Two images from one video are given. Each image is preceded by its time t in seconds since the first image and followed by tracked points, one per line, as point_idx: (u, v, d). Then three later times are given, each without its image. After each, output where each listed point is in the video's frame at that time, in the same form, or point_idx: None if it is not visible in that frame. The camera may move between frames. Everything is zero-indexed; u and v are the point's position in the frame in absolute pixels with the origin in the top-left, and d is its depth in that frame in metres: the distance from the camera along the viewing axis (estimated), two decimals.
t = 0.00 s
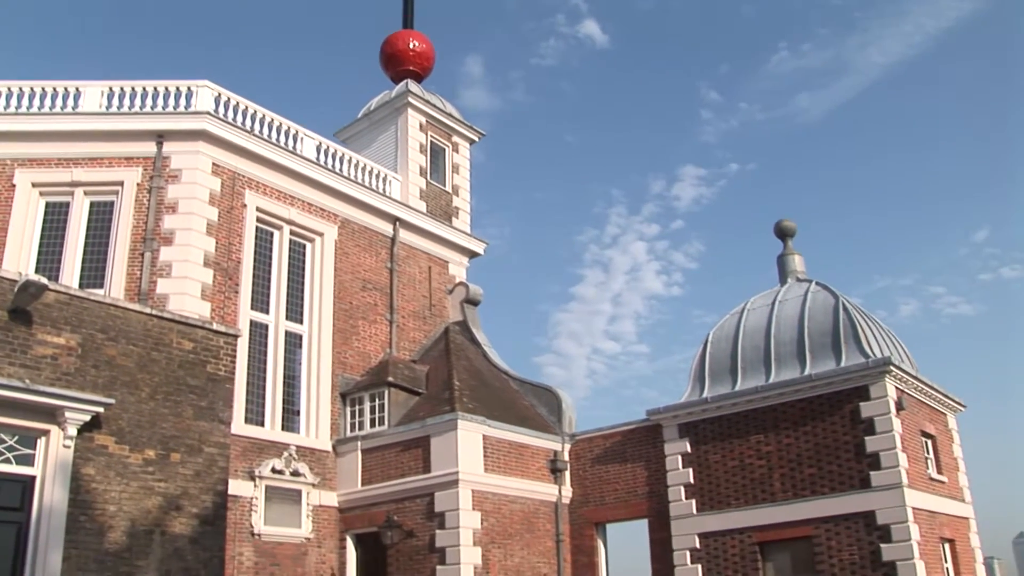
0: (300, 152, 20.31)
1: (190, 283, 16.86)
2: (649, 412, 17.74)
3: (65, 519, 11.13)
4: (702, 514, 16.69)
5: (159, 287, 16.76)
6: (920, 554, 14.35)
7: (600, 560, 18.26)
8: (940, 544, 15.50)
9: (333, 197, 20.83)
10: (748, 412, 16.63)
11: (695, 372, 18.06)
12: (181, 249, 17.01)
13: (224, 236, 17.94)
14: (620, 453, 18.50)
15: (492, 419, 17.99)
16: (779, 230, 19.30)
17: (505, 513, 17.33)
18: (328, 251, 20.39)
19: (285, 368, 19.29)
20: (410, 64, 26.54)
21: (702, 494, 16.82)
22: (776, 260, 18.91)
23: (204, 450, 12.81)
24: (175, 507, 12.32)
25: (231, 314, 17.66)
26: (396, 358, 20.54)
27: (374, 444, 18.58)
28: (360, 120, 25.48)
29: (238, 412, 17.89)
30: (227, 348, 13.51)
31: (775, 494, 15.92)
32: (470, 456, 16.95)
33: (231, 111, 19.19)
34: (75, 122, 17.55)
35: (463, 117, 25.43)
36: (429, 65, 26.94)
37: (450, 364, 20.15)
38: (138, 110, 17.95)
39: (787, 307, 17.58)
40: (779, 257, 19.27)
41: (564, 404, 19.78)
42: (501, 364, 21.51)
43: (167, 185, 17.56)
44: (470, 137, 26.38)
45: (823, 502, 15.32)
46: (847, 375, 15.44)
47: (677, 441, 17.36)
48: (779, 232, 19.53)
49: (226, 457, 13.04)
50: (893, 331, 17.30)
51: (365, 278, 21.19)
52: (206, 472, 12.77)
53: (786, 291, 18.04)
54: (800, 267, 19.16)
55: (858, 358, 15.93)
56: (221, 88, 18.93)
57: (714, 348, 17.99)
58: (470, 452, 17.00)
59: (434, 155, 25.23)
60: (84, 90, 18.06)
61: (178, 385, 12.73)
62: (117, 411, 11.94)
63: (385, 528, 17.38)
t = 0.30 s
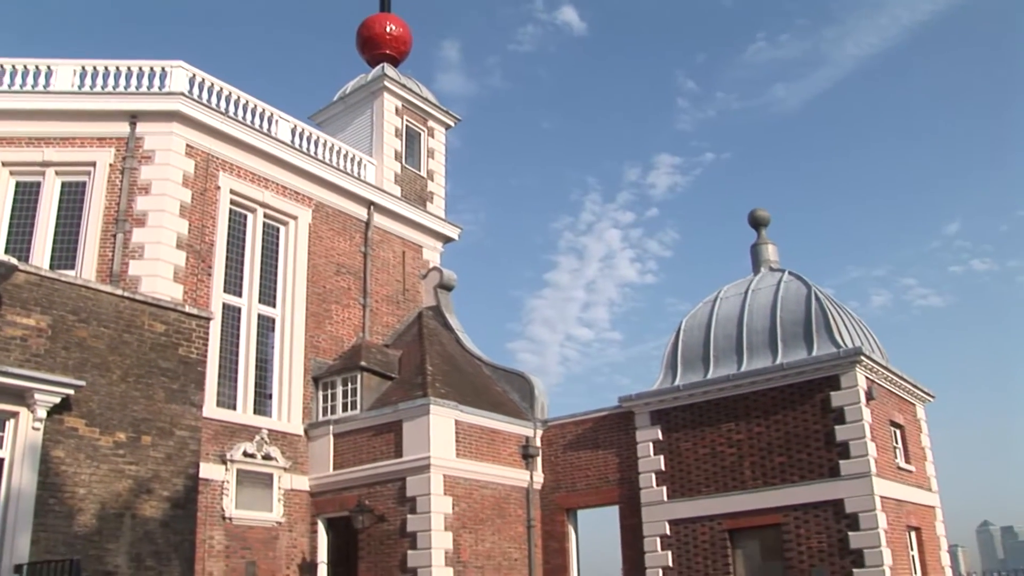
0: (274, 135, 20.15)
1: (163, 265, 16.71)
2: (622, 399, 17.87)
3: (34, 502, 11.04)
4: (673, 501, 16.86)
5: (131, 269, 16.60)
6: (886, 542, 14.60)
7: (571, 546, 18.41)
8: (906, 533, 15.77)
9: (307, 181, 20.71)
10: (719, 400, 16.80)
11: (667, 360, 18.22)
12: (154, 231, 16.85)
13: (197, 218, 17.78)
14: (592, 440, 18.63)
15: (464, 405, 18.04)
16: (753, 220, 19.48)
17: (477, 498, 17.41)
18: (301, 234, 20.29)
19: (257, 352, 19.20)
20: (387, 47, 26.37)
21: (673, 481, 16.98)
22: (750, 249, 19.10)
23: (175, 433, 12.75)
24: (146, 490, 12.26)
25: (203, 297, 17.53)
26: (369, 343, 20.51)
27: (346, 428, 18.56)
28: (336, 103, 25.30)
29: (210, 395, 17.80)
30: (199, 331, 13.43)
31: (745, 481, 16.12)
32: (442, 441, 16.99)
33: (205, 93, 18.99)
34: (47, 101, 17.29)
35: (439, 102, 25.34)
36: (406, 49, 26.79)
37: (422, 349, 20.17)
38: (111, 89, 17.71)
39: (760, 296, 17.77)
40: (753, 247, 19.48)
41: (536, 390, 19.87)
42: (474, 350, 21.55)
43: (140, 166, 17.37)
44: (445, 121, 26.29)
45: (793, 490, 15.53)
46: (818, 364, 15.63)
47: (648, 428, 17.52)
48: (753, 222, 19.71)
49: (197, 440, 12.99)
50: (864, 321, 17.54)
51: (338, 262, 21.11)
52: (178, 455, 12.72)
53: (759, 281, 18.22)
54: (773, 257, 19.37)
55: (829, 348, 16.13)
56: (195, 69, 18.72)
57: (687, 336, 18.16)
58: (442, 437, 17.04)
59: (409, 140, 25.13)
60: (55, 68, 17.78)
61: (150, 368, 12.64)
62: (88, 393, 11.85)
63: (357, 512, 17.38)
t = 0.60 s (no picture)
0: (251, 116, 19.99)
1: (137, 247, 16.58)
2: (596, 385, 17.99)
3: (4, 484, 10.96)
4: (646, 487, 17.02)
5: (105, 250, 16.46)
6: (856, 528, 14.84)
7: (544, 531, 18.54)
8: (876, 520, 16.02)
9: (283, 163, 20.58)
10: (693, 387, 16.96)
11: (642, 346, 18.35)
12: (128, 212, 16.71)
13: (172, 200, 17.64)
14: (566, 425, 18.74)
15: (439, 389, 18.08)
16: (729, 208, 19.62)
17: (451, 482, 17.47)
18: (277, 217, 20.18)
19: (231, 334, 19.10)
20: (365, 30, 26.18)
21: (646, 467, 17.14)
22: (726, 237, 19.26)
23: (149, 415, 12.68)
24: (119, 472, 12.19)
25: (178, 279, 17.41)
26: (344, 326, 20.46)
27: (320, 412, 18.54)
28: (313, 85, 25.10)
29: (184, 377, 17.71)
30: (173, 313, 13.35)
31: (718, 468, 16.30)
32: (416, 425, 17.02)
33: (181, 73, 18.79)
34: (20, 79, 17.05)
35: (417, 85, 25.22)
36: (384, 32, 26.61)
37: (397, 333, 20.17)
38: (85, 68, 17.49)
39: (735, 283, 17.94)
40: (728, 234, 19.63)
41: (511, 375, 19.93)
42: (449, 334, 21.57)
43: (114, 146, 17.19)
44: (423, 105, 26.18)
45: (765, 476, 15.73)
46: (791, 352, 15.82)
47: (622, 414, 17.66)
48: (728, 210, 19.85)
49: (171, 422, 12.94)
50: (837, 310, 17.75)
51: (314, 245, 21.02)
52: (151, 438, 12.66)
53: (734, 268, 18.39)
54: (748, 245, 19.55)
55: (802, 336, 16.33)
56: (171, 49, 18.51)
57: (662, 323, 18.31)
58: (416, 421, 17.07)
59: (387, 123, 25.01)
60: (28, 46, 17.52)
61: (123, 350, 12.56)
62: (60, 374, 11.76)
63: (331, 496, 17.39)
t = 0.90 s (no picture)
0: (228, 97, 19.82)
1: (112, 228, 16.45)
2: (572, 370, 18.08)
3: None
4: (620, 472, 17.17)
5: (79, 231, 16.32)
6: (828, 515, 15.06)
7: (518, 515, 18.65)
8: (847, 506, 16.26)
9: (261, 144, 20.44)
10: (668, 373, 17.10)
11: (618, 332, 18.46)
12: (103, 192, 16.56)
13: (148, 181, 17.49)
14: (541, 410, 18.84)
15: (415, 372, 18.10)
16: (706, 195, 19.75)
17: (425, 466, 17.53)
18: (253, 198, 20.04)
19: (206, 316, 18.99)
20: (344, 12, 25.97)
21: (621, 452, 17.28)
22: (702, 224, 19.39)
23: (123, 397, 12.62)
24: (92, 455, 12.13)
25: (153, 261, 17.29)
26: (320, 309, 20.41)
27: (295, 395, 18.50)
28: (290, 67, 24.90)
29: (158, 359, 17.61)
30: (148, 295, 13.25)
31: (692, 454, 16.47)
32: (391, 409, 17.04)
33: (157, 53, 18.58)
34: None
35: (395, 68, 25.09)
36: (363, 14, 26.41)
37: (373, 316, 20.15)
38: (59, 46, 17.26)
39: (711, 270, 18.09)
40: (705, 222, 19.77)
41: (486, 359, 19.98)
42: (425, 318, 21.57)
43: (89, 126, 17.01)
44: (401, 88, 26.05)
45: (738, 463, 15.92)
46: (766, 340, 15.98)
47: (597, 399, 17.77)
48: (705, 196, 19.98)
49: (145, 404, 12.88)
50: (812, 298, 17.95)
51: (290, 227, 20.92)
52: (125, 420, 12.60)
53: (710, 256, 18.54)
54: (724, 232, 19.70)
55: (777, 324, 16.49)
56: (148, 28, 18.30)
57: (638, 309, 18.43)
58: (391, 404, 17.08)
59: (364, 106, 24.88)
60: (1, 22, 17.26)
61: (97, 331, 12.47)
62: (33, 356, 11.66)
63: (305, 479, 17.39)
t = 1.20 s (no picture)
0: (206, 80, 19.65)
1: (88, 210, 16.32)
2: (548, 357, 18.17)
3: None
4: (596, 459, 17.31)
5: (54, 213, 16.19)
6: (801, 503, 15.27)
7: (493, 501, 18.75)
8: (821, 494, 16.49)
9: (238, 128, 20.30)
10: (644, 361, 17.22)
11: (594, 319, 18.57)
12: (78, 174, 16.42)
13: (124, 163, 17.34)
14: (517, 396, 18.93)
15: (391, 358, 18.11)
16: (684, 183, 19.85)
17: (401, 452, 17.57)
18: (231, 182, 19.91)
19: (182, 300, 18.89)
20: None
21: (596, 439, 17.42)
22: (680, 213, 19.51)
23: (97, 380, 12.55)
24: (66, 439, 12.06)
25: (129, 244, 17.17)
26: (297, 294, 20.34)
27: (270, 380, 18.46)
28: (269, 51, 24.70)
29: (133, 343, 17.51)
30: (124, 279, 13.16)
31: (667, 441, 16.63)
32: (367, 394, 17.05)
33: (134, 34, 18.39)
34: None
35: (375, 53, 24.96)
36: None
37: (350, 301, 20.12)
38: (34, 26, 17.04)
39: (688, 259, 18.22)
40: (683, 210, 19.89)
41: (462, 345, 20.01)
42: (402, 304, 21.56)
43: (65, 107, 16.83)
44: (380, 73, 25.92)
45: (713, 450, 16.10)
46: (741, 329, 16.13)
47: (573, 386, 17.88)
48: (683, 185, 20.08)
49: (120, 388, 12.82)
50: (788, 287, 18.13)
51: (268, 211, 20.81)
52: (99, 404, 12.55)
53: (686, 244, 18.67)
54: (702, 221, 19.82)
55: (752, 312, 16.65)
56: (124, 9, 18.10)
57: (615, 297, 18.54)
58: (367, 390, 17.09)
59: (343, 90, 24.74)
60: None
61: (72, 315, 12.38)
62: (6, 339, 11.56)
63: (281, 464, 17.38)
